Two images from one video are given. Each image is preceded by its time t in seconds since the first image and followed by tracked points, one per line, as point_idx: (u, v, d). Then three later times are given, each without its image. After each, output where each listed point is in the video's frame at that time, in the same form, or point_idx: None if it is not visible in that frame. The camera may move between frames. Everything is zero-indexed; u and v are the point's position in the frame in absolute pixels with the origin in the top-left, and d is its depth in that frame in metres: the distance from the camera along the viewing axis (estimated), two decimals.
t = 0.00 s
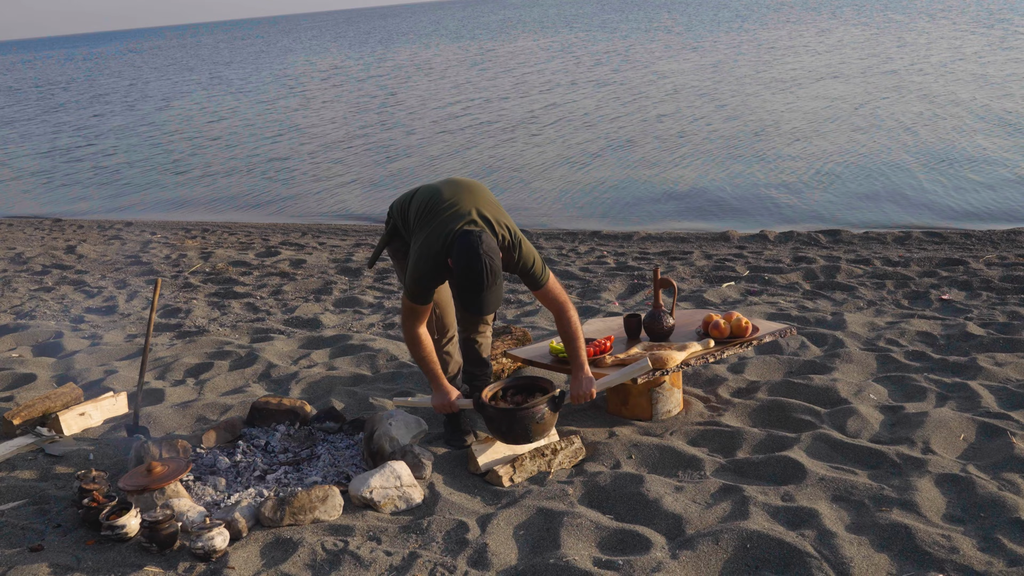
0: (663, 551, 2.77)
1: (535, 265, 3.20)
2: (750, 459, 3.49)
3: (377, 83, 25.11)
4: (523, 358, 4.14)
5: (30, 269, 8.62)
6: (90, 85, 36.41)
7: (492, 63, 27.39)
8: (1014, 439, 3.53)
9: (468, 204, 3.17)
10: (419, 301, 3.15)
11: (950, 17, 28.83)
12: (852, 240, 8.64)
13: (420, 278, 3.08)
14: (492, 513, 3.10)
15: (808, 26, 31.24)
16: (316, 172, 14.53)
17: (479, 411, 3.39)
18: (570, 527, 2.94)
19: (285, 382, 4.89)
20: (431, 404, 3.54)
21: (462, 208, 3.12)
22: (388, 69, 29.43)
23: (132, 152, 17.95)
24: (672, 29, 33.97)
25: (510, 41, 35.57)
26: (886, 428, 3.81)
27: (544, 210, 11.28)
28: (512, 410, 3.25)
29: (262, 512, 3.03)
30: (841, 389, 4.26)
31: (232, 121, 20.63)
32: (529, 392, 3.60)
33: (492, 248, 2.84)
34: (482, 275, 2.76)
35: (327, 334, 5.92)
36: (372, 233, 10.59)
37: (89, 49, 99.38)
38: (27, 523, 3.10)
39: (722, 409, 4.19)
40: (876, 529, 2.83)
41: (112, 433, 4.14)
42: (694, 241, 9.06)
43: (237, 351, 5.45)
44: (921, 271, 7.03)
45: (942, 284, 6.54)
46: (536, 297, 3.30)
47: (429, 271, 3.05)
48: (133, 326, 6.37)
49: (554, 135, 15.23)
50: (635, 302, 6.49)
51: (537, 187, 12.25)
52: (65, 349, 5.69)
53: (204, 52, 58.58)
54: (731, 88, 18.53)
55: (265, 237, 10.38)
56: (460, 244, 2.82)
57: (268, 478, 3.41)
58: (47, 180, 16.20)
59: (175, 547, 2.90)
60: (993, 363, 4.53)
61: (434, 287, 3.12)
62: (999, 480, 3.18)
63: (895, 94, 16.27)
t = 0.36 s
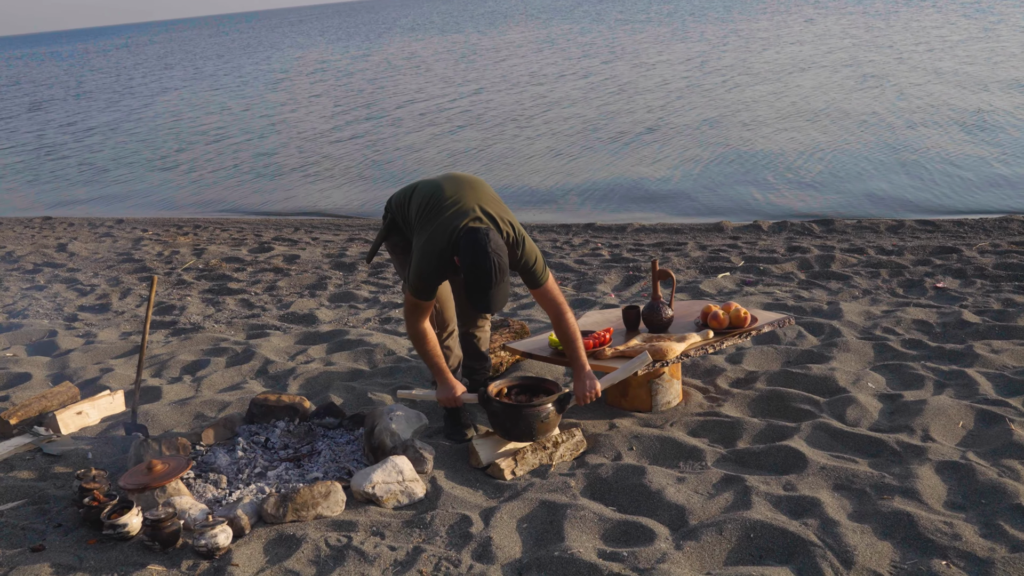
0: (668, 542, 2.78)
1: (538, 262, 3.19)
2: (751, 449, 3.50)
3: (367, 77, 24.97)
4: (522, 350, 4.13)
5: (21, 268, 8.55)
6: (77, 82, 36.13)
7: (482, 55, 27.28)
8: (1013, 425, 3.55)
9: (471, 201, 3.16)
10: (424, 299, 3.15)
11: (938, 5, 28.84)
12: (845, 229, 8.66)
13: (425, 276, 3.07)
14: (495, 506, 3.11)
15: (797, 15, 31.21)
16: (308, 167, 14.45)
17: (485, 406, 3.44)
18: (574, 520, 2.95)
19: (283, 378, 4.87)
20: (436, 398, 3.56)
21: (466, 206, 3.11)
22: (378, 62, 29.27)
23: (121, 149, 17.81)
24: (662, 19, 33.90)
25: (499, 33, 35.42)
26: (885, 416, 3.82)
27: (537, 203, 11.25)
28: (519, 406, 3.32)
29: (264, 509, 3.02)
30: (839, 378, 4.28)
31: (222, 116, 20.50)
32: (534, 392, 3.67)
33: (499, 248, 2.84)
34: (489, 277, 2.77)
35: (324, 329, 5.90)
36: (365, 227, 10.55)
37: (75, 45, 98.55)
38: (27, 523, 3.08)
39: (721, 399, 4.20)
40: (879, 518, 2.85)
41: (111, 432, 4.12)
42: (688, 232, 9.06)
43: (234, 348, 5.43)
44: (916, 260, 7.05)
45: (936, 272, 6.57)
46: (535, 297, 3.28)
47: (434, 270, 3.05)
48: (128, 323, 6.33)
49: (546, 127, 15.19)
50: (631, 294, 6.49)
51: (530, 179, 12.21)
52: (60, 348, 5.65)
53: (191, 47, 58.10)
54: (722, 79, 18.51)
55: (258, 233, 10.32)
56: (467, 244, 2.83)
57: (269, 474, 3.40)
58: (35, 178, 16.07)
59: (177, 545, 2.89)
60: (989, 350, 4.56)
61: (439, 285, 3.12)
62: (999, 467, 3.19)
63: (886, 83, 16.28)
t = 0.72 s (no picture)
0: (665, 532, 2.78)
1: (533, 247, 3.17)
2: (746, 438, 3.51)
3: (355, 66, 24.78)
4: (517, 340, 4.11)
5: (7, 261, 8.46)
6: (62, 72, 35.68)
7: (471, 44, 27.09)
8: (1006, 412, 3.57)
9: (466, 186, 3.15)
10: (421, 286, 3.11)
11: None
12: (836, 217, 8.68)
13: (422, 261, 3.03)
14: (491, 497, 3.10)
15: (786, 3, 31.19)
16: (297, 157, 14.33)
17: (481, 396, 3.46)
18: (571, 510, 2.95)
19: (275, 370, 4.84)
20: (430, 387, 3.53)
21: (461, 191, 3.09)
22: (366, 51, 29.05)
23: (108, 139, 17.62)
24: (651, 7, 33.80)
25: (488, 22, 35.19)
26: (879, 403, 3.84)
27: (527, 193, 11.21)
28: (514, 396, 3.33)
29: (260, 502, 3.00)
30: (833, 366, 4.29)
31: (209, 106, 20.30)
32: (529, 382, 3.66)
33: (498, 230, 2.83)
34: (491, 259, 2.74)
35: (316, 321, 5.87)
36: (355, 218, 10.49)
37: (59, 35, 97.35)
38: (20, 518, 3.06)
39: (715, 388, 4.21)
40: (874, 505, 2.86)
41: (103, 425, 4.09)
42: (679, 222, 9.06)
43: (226, 340, 5.39)
44: (906, 248, 7.07)
45: (927, 260, 6.59)
46: (528, 283, 3.27)
47: (433, 255, 3.01)
48: (118, 316, 6.28)
49: (536, 116, 15.12)
50: (623, 283, 6.49)
51: (521, 169, 12.16)
52: (49, 341, 5.60)
53: (177, 37, 57.52)
54: (712, 67, 18.47)
55: (247, 225, 10.25)
56: (467, 227, 2.80)
57: (263, 467, 3.38)
58: (21, 170, 15.88)
59: (172, 539, 2.87)
60: (981, 337, 4.58)
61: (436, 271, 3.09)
62: (993, 453, 3.22)
63: (875, 71, 16.30)
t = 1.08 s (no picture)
0: (663, 524, 2.78)
1: (529, 222, 3.21)
2: (742, 430, 3.51)
3: (347, 59, 24.67)
4: (512, 333, 4.09)
5: None
6: (52, 65, 35.41)
7: (463, 37, 26.98)
8: (1001, 403, 3.59)
9: (457, 165, 3.16)
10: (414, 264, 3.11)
11: None
12: (829, 210, 8.70)
13: (417, 238, 3.03)
14: (489, 491, 3.10)
15: None
16: (290, 150, 14.26)
17: (478, 390, 3.48)
18: (569, 503, 2.95)
19: (271, 365, 4.82)
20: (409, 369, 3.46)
21: (454, 169, 3.11)
22: (358, 44, 28.90)
23: (98, 133, 17.49)
24: None
25: (480, 14, 35.04)
26: (875, 395, 3.85)
27: (520, 185, 11.18)
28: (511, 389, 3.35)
29: (257, 497, 2.99)
30: (828, 358, 4.31)
31: (200, 100, 20.17)
32: (525, 375, 3.66)
33: (494, 204, 2.83)
34: (486, 229, 2.75)
35: (311, 315, 5.85)
36: (348, 212, 10.45)
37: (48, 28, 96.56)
38: (16, 515, 3.04)
39: (711, 380, 4.22)
40: (872, 496, 2.87)
41: (98, 421, 4.06)
42: (673, 215, 9.06)
43: (220, 335, 5.37)
44: (900, 240, 7.09)
45: (920, 252, 6.61)
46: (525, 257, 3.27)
47: (427, 232, 3.02)
48: (111, 311, 6.24)
49: (529, 109, 15.07)
50: (618, 276, 6.49)
51: (514, 162, 12.12)
52: (42, 337, 5.57)
53: (167, 31, 57.05)
54: (704, 59, 18.45)
55: (240, 219, 10.20)
56: (461, 200, 2.81)
57: (260, 462, 3.37)
58: (10, 165, 15.74)
59: (170, 534, 2.86)
60: (975, 329, 4.60)
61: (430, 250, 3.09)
62: (989, 444, 3.23)
63: (865, 64, 16.33)
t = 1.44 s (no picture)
0: (661, 521, 2.79)
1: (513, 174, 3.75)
2: (739, 427, 3.52)
3: (340, 56, 24.58)
4: (509, 331, 4.07)
5: None
6: (43, 63, 35.17)
7: (456, 34, 26.91)
8: (996, 399, 3.61)
9: (441, 127, 3.54)
10: (407, 209, 3.41)
11: None
12: (823, 207, 8.72)
13: (409, 183, 3.34)
14: (487, 489, 3.10)
15: None
16: (283, 148, 14.20)
17: (475, 388, 3.49)
18: (567, 501, 2.95)
19: (266, 363, 4.81)
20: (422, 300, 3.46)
21: (439, 128, 3.48)
22: (350, 41, 28.80)
23: (89, 131, 17.38)
24: None
25: (473, 12, 34.95)
26: (870, 392, 3.87)
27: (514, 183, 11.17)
28: (509, 387, 3.36)
29: (254, 496, 2.99)
30: (823, 355, 4.32)
31: (192, 97, 20.06)
32: (523, 373, 3.67)
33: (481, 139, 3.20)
34: (475, 162, 3.11)
35: (306, 314, 5.83)
36: (342, 210, 10.42)
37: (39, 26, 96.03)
38: (11, 515, 3.03)
39: (706, 378, 4.22)
40: (868, 493, 2.89)
41: (93, 420, 4.04)
42: (668, 212, 9.07)
43: (215, 334, 5.35)
44: (893, 237, 7.12)
45: (914, 249, 6.64)
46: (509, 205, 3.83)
47: (417, 177, 3.32)
48: (105, 310, 6.21)
49: (523, 106, 15.05)
50: (613, 274, 6.49)
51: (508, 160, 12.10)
52: (36, 336, 5.53)
53: (159, 28, 56.72)
54: (698, 56, 18.45)
55: (233, 217, 10.16)
56: (452, 139, 3.17)
57: (257, 461, 3.37)
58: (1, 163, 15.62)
59: (167, 533, 2.86)
60: (969, 325, 4.62)
61: (422, 195, 3.40)
62: (984, 440, 3.25)
63: (858, 62, 16.35)
